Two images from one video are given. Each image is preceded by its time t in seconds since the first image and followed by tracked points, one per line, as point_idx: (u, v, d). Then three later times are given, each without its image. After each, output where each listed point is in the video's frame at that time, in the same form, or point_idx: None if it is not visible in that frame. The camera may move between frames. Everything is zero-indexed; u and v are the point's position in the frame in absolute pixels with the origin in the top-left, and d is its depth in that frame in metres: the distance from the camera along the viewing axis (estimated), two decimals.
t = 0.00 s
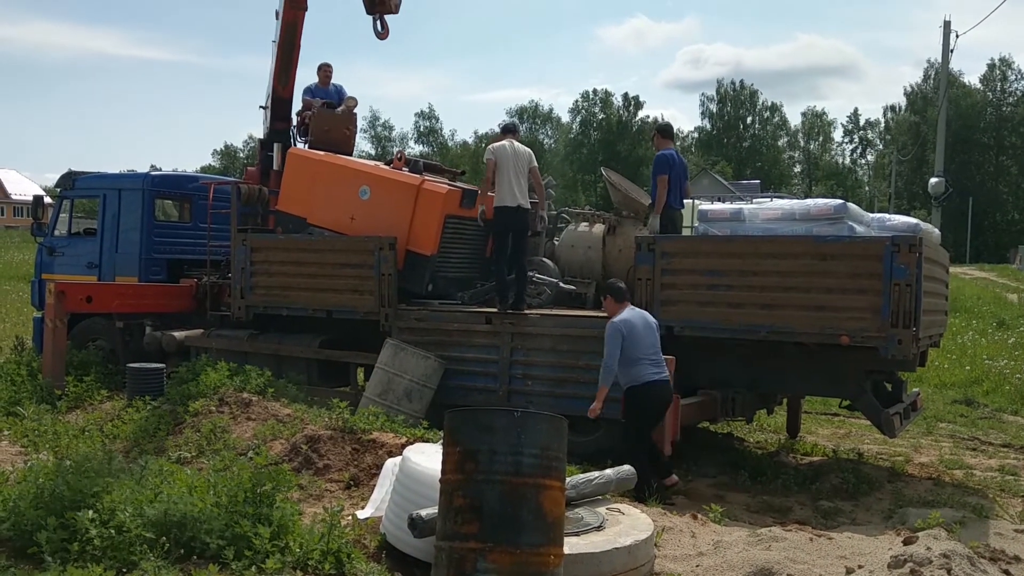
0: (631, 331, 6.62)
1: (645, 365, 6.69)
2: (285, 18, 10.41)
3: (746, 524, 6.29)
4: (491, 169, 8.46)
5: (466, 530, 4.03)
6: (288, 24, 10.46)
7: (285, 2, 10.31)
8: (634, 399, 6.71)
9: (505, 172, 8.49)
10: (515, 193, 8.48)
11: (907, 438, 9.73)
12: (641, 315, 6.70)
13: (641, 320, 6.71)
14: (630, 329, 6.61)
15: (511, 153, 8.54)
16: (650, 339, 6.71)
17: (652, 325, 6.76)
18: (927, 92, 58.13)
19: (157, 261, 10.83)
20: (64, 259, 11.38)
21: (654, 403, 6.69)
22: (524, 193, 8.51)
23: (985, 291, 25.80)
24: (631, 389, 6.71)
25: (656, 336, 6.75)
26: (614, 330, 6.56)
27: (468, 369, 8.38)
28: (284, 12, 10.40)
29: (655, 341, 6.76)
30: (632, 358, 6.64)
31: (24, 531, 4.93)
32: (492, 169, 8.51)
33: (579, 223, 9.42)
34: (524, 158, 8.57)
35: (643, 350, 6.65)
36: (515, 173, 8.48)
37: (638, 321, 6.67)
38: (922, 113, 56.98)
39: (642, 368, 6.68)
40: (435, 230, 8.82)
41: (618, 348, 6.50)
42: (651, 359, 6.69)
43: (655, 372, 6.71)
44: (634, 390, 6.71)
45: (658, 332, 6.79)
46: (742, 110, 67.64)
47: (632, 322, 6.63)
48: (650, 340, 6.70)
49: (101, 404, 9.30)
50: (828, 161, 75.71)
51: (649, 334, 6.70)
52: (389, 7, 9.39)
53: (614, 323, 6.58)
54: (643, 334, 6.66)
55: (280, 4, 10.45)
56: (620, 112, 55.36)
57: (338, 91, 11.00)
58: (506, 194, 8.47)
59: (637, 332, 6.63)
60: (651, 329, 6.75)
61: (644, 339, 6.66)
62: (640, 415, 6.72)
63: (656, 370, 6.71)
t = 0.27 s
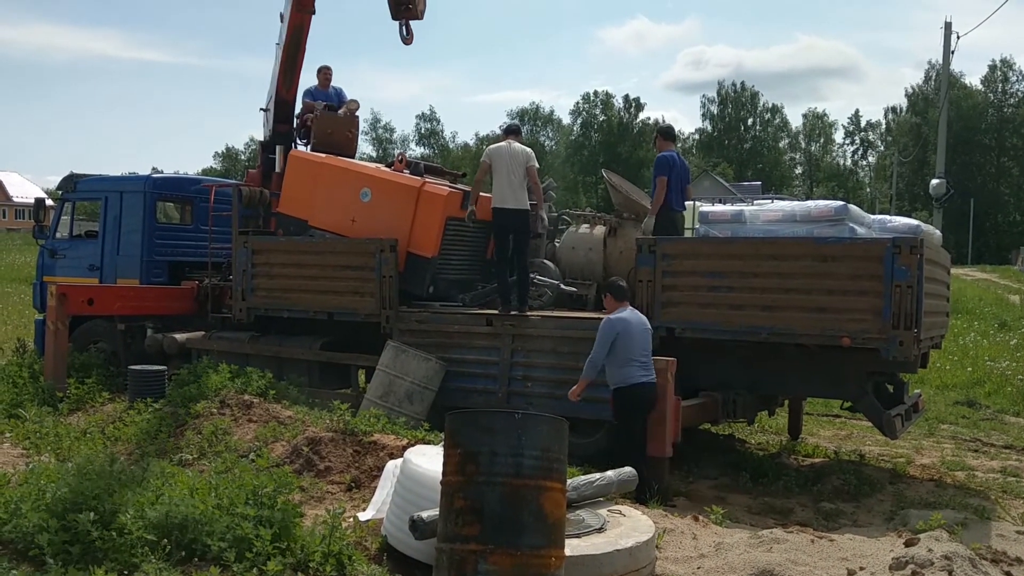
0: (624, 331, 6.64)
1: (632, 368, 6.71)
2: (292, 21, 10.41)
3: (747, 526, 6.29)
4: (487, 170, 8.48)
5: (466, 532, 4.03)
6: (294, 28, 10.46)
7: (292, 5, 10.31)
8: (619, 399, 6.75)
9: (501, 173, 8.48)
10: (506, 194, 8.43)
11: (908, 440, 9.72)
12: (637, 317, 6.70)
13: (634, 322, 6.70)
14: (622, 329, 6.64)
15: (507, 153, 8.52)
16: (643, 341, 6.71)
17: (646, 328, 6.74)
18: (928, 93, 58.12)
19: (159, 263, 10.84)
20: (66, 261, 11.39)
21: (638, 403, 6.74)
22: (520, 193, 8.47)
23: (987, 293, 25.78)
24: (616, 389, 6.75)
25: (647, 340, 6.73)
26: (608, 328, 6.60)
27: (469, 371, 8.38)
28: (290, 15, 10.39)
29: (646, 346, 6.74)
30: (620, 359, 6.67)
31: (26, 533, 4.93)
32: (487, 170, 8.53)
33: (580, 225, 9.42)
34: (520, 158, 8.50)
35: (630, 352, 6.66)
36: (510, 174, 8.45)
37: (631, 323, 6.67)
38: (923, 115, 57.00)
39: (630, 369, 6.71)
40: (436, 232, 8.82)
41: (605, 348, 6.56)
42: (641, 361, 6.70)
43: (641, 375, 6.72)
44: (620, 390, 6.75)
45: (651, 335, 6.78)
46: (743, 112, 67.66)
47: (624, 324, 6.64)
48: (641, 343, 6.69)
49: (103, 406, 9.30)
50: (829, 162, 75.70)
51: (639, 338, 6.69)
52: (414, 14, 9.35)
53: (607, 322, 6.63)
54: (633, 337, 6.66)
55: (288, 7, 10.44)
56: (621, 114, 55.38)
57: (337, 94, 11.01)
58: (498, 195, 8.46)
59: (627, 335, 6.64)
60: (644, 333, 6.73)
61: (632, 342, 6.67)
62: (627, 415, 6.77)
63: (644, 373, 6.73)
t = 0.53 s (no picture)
0: (611, 334, 6.82)
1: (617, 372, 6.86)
2: (298, 24, 10.31)
3: (747, 528, 6.29)
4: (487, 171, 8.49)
5: (466, 535, 4.03)
6: (300, 30, 10.37)
7: (299, 9, 10.22)
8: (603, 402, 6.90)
9: (502, 174, 8.48)
10: (506, 196, 8.44)
11: (909, 442, 9.71)
12: (625, 323, 6.89)
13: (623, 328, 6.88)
14: (610, 334, 6.82)
15: (508, 155, 8.51)
16: (629, 348, 6.87)
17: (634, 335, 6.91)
18: (928, 96, 58.15)
19: (159, 266, 10.84)
20: (66, 264, 11.40)
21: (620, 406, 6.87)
22: (520, 194, 8.47)
23: (987, 295, 25.77)
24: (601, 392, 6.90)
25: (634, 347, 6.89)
26: (595, 331, 6.81)
27: (469, 373, 8.39)
28: (297, 17, 10.28)
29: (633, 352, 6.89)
30: (606, 361, 6.82)
31: (25, 536, 4.93)
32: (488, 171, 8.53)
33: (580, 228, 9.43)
34: (520, 160, 8.48)
35: (615, 356, 6.82)
36: (510, 175, 8.44)
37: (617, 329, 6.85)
38: (923, 117, 57.05)
39: (614, 372, 6.85)
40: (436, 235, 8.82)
41: (592, 349, 6.75)
42: (626, 366, 6.85)
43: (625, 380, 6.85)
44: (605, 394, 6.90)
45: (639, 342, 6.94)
46: (742, 114, 67.69)
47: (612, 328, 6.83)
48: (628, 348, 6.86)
49: (103, 409, 9.29)
50: (829, 164, 75.70)
51: (625, 343, 6.85)
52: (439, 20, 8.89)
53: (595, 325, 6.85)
54: (619, 341, 6.83)
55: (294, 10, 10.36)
56: (621, 116, 55.39)
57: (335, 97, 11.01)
58: (498, 197, 8.47)
59: (613, 339, 6.82)
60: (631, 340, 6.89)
61: (618, 346, 6.83)
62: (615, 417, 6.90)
63: (629, 378, 6.86)
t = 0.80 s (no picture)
0: (596, 330, 7.09)
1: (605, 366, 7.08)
2: (302, 26, 10.20)
3: (745, 530, 6.29)
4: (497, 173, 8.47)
5: (465, 537, 4.03)
6: (303, 33, 10.27)
7: (304, 11, 10.10)
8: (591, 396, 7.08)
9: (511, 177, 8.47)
10: (514, 199, 8.44)
11: (908, 443, 9.72)
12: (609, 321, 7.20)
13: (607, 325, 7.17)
14: (595, 329, 7.09)
15: (517, 158, 8.49)
16: (614, 343, 7.15)
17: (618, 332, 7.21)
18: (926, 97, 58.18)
19: (158, 267, 10.84)
20: (65, 266, 11.40)
21: (609, 399, 7.05)
22: (528, 198, 8.49)
23: (986, 296, 25.79)
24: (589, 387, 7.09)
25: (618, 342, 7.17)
26: (580, 326, 7.08)
27: (468, 375, 8.39)
28: (301, 19, 10.17)
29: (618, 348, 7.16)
30: (594, 355, 7.04)
31: (23, 538, 4.93)
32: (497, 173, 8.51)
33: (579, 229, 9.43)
34: (529, 162, 8.47)
35: (602, 350, 7.06)
36: (519, 179, 8.45)
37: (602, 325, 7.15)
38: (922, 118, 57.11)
39: (601, 366, 7.08)
40: (435, 236, 8.82)
41: (580, 344, 6.99)
42: (612, 360, 7.09)
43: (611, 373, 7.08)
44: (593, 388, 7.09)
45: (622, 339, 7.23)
46: (741, 115, 67.70)
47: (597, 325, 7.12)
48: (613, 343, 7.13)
49: (102, 411, 9.28)
50: (827, 166, 75.74)
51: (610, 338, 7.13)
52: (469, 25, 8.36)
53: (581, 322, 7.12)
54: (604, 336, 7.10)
55: (300, 12, 10.23)
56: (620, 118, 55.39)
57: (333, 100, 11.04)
58: (506, 199, 8.46)
59: (599, 334, 7.09)
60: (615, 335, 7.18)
61: (604, 341, 7.09)
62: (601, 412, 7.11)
63: (615, 371, 7.09)
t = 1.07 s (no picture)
0: (583, 329, 7.14)
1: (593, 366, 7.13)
2: (306, 29, 10.18)
3: (744, 531, 6.29)
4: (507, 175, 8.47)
5: (463, 539, 4.03)
6: (308, 36, 10.25)
7: (310, 14, 10.08)
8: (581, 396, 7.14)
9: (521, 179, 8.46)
10: (523, 201, 8.43)
11: (907, 445, 9.72)
12: (598, 321, 7.24)
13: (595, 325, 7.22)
14: (584, 329, 7.14)
15: (528, 160, 8.49)
16: (602, 343, 7.18)
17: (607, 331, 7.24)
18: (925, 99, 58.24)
19: (156, 270, 10.83)
20: (64, 268, 11.39)
21: (598, 399, 7.11)
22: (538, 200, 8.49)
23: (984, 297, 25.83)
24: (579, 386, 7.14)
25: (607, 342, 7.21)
26: (570, 326, 7.13)
27: (466, 377, 8.38)
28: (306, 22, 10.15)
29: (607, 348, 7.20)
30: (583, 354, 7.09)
31: (21, 541, 4.92)
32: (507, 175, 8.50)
33: (577, 231, 9.44)
34: (540, 165, 8.49)
35: (591, 350, 7.11)
36: (529, 181, 8.45)
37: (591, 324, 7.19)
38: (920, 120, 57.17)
39: (590, 365, 7.13)
40: (434, 238, 8.83)
41: (572, 344, 7.03)
42: (601, 360, 7.14)
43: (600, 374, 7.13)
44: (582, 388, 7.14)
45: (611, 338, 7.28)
46: (740, 117, 67.75)
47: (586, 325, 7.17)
48: (603, 343, 7.17)
49: (100, 413, 9.28)
50: (826, 167, 75.79)
51: (600, 338, 7.17)
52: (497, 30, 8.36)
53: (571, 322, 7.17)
54: (593, 336, 7.15)
55: (304, 15, 10.22)
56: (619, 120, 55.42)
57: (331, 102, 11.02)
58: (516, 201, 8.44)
59: (588, 333, 7.13)
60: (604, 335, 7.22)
61: (594, 341, 7.13)
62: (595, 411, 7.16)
63: (604, 371, 7.14)
